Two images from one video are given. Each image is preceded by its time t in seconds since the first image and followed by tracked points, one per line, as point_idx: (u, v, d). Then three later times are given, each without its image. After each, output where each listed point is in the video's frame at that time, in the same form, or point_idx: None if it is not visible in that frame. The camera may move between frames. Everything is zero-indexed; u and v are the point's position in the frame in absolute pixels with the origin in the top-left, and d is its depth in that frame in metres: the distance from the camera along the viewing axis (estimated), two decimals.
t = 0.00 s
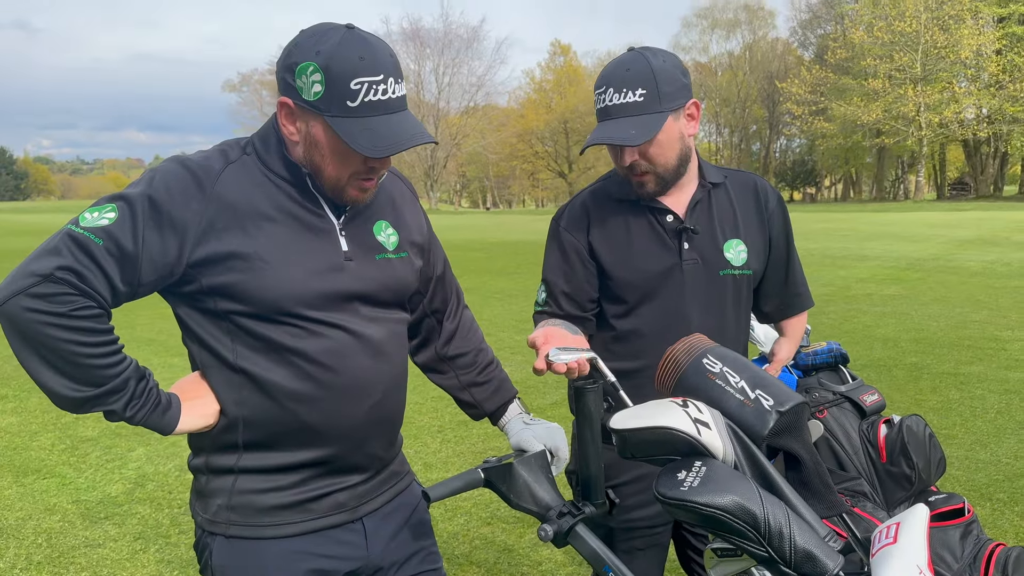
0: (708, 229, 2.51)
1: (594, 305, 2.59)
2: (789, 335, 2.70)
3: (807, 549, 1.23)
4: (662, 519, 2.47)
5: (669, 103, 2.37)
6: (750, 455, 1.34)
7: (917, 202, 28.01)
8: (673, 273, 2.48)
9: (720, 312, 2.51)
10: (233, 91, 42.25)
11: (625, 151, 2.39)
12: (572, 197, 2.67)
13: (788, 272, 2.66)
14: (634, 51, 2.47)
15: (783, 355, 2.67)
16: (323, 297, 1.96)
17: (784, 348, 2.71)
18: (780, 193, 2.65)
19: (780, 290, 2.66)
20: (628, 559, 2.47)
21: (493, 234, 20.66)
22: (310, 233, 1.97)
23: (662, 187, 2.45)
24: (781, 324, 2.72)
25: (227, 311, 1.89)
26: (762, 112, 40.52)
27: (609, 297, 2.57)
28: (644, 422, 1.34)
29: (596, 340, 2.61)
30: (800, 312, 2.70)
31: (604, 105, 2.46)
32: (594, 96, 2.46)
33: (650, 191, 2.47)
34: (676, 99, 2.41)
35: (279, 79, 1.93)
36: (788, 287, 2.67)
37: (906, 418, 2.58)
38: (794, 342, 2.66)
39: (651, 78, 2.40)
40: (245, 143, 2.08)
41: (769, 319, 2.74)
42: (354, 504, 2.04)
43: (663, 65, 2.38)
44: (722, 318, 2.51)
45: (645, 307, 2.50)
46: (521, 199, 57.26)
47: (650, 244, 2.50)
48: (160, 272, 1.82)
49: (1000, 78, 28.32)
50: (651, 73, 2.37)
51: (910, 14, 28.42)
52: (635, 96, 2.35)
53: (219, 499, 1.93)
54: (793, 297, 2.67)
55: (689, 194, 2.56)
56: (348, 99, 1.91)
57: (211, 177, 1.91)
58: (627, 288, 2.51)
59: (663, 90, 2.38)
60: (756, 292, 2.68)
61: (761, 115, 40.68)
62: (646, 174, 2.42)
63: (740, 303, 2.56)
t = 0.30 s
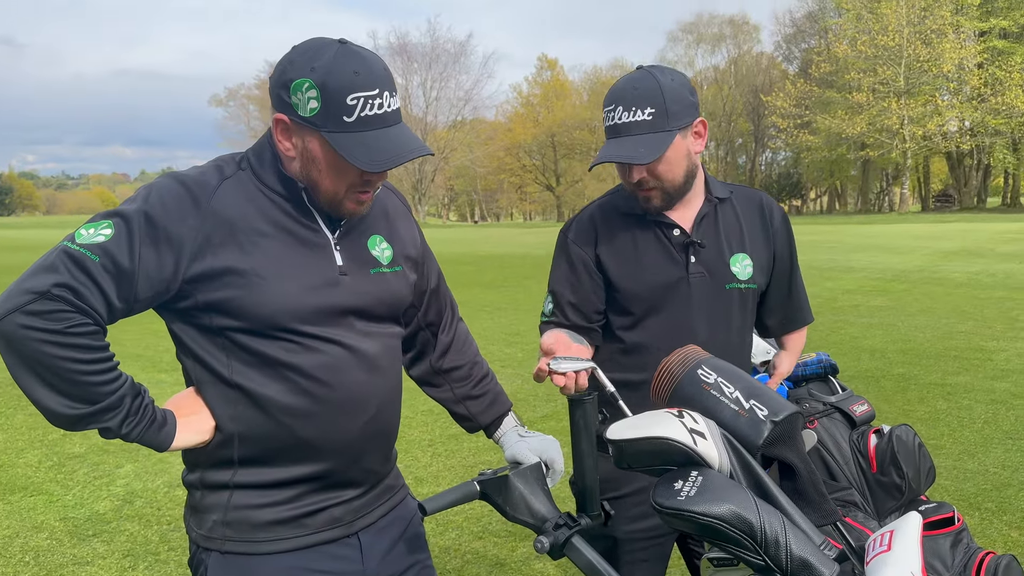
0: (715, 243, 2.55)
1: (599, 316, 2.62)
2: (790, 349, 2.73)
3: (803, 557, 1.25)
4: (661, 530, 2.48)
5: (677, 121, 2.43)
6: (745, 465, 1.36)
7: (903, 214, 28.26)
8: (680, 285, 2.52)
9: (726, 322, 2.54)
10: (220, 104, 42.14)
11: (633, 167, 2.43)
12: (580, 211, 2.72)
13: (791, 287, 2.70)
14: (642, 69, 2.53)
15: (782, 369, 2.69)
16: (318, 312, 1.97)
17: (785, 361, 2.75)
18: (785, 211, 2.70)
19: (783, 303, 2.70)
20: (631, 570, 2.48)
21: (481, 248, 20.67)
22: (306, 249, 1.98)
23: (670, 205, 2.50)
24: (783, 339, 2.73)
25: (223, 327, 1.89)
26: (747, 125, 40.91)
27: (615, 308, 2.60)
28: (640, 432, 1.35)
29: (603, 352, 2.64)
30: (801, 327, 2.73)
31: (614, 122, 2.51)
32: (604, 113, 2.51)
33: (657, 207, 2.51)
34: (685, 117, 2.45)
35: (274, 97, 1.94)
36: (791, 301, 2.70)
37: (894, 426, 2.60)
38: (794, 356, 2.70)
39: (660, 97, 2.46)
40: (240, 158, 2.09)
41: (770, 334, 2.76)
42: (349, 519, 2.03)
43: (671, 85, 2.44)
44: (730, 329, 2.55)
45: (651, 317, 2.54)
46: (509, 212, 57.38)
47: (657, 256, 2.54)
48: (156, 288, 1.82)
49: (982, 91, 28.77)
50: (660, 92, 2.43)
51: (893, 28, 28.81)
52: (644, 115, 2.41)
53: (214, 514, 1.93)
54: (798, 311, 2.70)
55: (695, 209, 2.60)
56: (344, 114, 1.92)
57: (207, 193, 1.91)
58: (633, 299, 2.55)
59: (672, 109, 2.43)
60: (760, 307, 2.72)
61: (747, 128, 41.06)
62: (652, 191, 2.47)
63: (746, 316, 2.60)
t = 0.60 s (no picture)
0: (740, 246, 2.56)
1: (632, 326, 2.69)
2: (843, 351, 2.73)
3: (798, 565, 1.25)
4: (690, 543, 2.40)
5: (687, 141, 2.42)
6: (739, 472, 1.37)
7: (890, 224, 28.49)
8: (706, 292, 2.55)
9: (755, 327, 2.54)
10: (209, 114, 42.02)
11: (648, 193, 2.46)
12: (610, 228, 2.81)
13: (829, 285, 2.68)
14: (647, 92, 2.53)
15: (835, 371, 2.73)
16: (313, 324, 1.97)
17: (837, 364, 2.74)
18: (818, 208, 2.68)
19: (821, 302, 2.69)
20: None
21: (471, 258, 20.68)
22: (301, 262, 1.98)
23: (692, 219, 2.52)
24: (833, 340, 2.73)
25: (217, 340, 1.89)
26: (734, 136, 41.25)
27: (646, 319, 2.66)
28: (636, 441, 1.36)
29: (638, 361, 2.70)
30: (851, 325, 2.71)
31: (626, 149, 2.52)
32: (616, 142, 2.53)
33: (679, 224, 2.55)
34: (694, 136, 2.45)
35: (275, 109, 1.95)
36: (829, 300, 2.69)
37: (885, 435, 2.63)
38: (845, 359, 2.71)
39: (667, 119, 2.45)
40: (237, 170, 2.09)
41: (819, 336, 2.75)
42: (344, 530, 2.03)
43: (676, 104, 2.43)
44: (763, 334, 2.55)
45: (681, 325, 2.59)
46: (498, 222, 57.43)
47: (681, 266, 2.58)
48: (152, 300, 1.82)
49: (966, 103, 29.16)
50: (667, 116, 2.43)
51: (879, 40, 29.03)
52: (652, 141, 2.42)
53: (209, 525, 1.92)
54: (841, 309, 2.68)
55: (719, 215, 2.62)
56: (345, 129, 1.94)
57: (204, 205, 1.92)
58: (662, 309, 2.60)
59: (680, 130, 2.42)
60: (802, 311, 2.72)
61: (735, 139, 41.37)
62: (671, 211, 2.50)
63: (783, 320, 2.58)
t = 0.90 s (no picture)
0: (767, 248, 2.51)
1: (658, 330, 2.67)
2: (875, 353, 2.63)
3: (795, 566, 1.26)
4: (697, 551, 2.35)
5: (695, 145, 2.39)
6: (736, 474, 1.38)
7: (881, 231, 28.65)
8: (732, 295, 2.50)
9: (783, 329, 2.47)
10: (201, 120, 41.93)
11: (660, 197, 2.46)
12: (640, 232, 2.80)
13: (863, 287, 2.58)
14: (661, 97, 2.51)
15: (867, 373, 2.63)
16: (308, 328, 1.97)
17: (868, 366, 2.64)
18: (852, 207, 2.61)
19: (856, 305, 2.60)
20: None
21: (463, 264, 20.67)
22: (298, 267, 1.99)
23: (710, 223, 2.50)
24: (868, 342, 2.63)
25: (213, 344, 1.89)
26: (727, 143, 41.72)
27: (672, 322, 2.63)
28: (634, 443, 1.36)
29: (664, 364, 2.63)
30: (886, 326, 2.59)
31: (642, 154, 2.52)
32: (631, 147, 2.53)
33: (697, 227, 2.52)
34: (704, 140, 2.41)
35: (273, 112, 1.96)
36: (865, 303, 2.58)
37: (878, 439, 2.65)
38: (878, 361, 2.60)
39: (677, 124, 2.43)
40: (234, 175, 2.09)
41: (853, 338, 2.66)
42: (342, 534, 2.02)
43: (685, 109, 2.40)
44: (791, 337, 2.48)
45: (706, 326, 2.54)
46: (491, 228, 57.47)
47: (706, 268, 2.55)
48: (148, 304, 1.81)
49: (956, 110, 29.41)
50: (675, 120, 2.41)
51: (869, 48, 29.21)
52: (659, 145, 2.40)
53: (206, 530, 1.91)
54: (875, 312, 2.57)
55: (745, 216, 2.57)
56: (343, 132, 1.94)
57: (201, 210, 1.92)
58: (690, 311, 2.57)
59: (687, 134, 2.39)
60: (835, 315, 2.63)
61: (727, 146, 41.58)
62: (687, 215, 2.50)
63: (811, 324, 2.51)
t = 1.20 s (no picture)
0: (788, 249, 2.45)
1: (665, 324, 2.60)
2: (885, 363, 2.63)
3: (792, 561, 1.25)
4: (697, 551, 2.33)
5: (725, 134, 2.34)
6: (733, 470, 1.38)
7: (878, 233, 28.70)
8: (748, 294, 2.43)
9: (798, 332, 2.42)
10: (198, 122, 41.91)
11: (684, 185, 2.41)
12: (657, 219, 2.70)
13: (883, 293, 2.56)
14: (693, 83, 2.46)
15: (875, 383, 2.64)
16: (303, 325, 1.96)
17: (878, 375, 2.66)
18: (876, 211, 2.56)
19: (873, 312, 2.59)
20: None
21: (461, 265, 20.66)
22: (293, 264, 1.98)
23: (734, 215, 2.43)
24: (879, 351, 2.65)
25: (207, 340, 1.89)
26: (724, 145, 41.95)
27: (682, 315, 2.56)
28: (631, 438, 1.36)
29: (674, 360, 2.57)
30: (900, 338, 2.60)
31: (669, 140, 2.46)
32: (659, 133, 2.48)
33: (721, 220, 2.45)
34: (735, 129, 2.35)
35: (271, 107, 1.96)
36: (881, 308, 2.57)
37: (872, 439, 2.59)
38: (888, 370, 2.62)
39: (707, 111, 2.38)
40: (228, 170, 2.08)
41: (867, 345, 2.65)
42: (337, 531, 2.01)
43: (717, 96, 2.35)
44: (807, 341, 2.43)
45: (718, 322, 2.48)
46: (488, 230, 57.48)
47: (724, 265, 2.48)
48: (141, 298, 1.81)
49: (953, 113, 29.47)
50: (705, 107, 2.36)
51: (866, 50, 29.21)
52: (687, 131, 2.35)
53: (200, 527, 1.90)
54: (892, 321, 2.57)
55: (770, 214, 2.50)
56: (339, 132, 1.93)
57: (195, 205, 1.91)
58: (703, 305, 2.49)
59: (717, 122, 2.33)
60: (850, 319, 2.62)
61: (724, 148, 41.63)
62: (711, 205, 2.43)
63: (829, 329, 2.46)
